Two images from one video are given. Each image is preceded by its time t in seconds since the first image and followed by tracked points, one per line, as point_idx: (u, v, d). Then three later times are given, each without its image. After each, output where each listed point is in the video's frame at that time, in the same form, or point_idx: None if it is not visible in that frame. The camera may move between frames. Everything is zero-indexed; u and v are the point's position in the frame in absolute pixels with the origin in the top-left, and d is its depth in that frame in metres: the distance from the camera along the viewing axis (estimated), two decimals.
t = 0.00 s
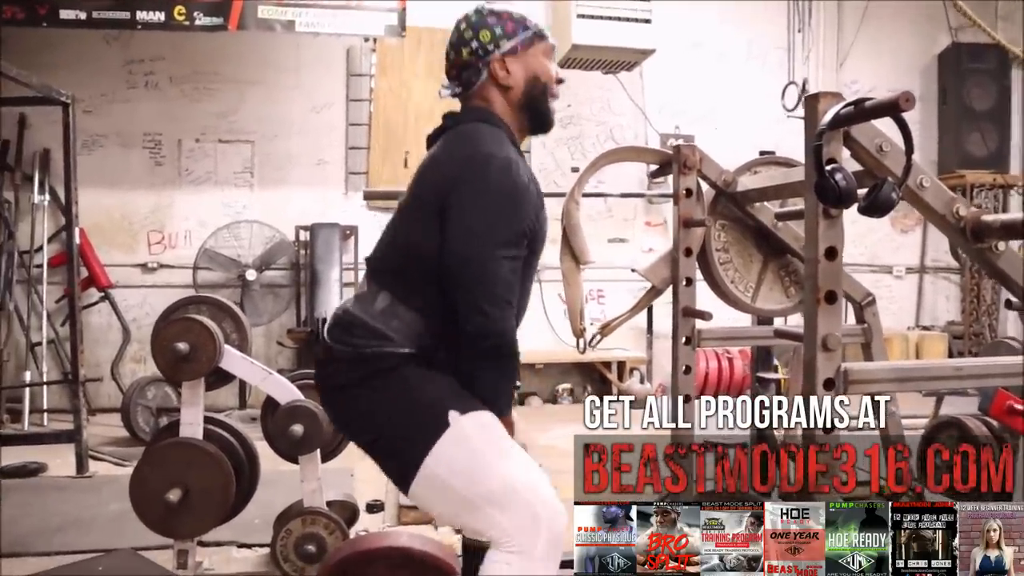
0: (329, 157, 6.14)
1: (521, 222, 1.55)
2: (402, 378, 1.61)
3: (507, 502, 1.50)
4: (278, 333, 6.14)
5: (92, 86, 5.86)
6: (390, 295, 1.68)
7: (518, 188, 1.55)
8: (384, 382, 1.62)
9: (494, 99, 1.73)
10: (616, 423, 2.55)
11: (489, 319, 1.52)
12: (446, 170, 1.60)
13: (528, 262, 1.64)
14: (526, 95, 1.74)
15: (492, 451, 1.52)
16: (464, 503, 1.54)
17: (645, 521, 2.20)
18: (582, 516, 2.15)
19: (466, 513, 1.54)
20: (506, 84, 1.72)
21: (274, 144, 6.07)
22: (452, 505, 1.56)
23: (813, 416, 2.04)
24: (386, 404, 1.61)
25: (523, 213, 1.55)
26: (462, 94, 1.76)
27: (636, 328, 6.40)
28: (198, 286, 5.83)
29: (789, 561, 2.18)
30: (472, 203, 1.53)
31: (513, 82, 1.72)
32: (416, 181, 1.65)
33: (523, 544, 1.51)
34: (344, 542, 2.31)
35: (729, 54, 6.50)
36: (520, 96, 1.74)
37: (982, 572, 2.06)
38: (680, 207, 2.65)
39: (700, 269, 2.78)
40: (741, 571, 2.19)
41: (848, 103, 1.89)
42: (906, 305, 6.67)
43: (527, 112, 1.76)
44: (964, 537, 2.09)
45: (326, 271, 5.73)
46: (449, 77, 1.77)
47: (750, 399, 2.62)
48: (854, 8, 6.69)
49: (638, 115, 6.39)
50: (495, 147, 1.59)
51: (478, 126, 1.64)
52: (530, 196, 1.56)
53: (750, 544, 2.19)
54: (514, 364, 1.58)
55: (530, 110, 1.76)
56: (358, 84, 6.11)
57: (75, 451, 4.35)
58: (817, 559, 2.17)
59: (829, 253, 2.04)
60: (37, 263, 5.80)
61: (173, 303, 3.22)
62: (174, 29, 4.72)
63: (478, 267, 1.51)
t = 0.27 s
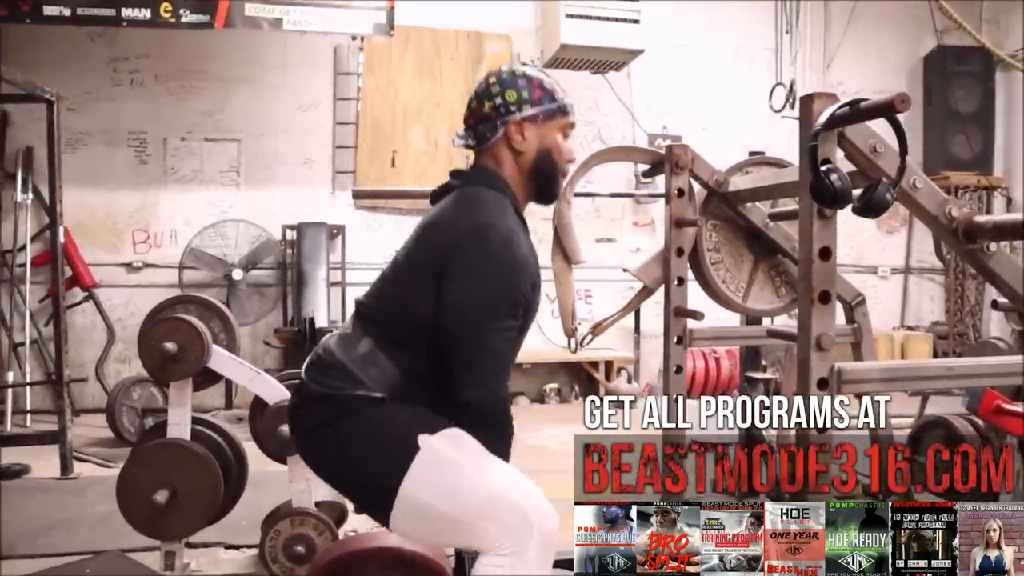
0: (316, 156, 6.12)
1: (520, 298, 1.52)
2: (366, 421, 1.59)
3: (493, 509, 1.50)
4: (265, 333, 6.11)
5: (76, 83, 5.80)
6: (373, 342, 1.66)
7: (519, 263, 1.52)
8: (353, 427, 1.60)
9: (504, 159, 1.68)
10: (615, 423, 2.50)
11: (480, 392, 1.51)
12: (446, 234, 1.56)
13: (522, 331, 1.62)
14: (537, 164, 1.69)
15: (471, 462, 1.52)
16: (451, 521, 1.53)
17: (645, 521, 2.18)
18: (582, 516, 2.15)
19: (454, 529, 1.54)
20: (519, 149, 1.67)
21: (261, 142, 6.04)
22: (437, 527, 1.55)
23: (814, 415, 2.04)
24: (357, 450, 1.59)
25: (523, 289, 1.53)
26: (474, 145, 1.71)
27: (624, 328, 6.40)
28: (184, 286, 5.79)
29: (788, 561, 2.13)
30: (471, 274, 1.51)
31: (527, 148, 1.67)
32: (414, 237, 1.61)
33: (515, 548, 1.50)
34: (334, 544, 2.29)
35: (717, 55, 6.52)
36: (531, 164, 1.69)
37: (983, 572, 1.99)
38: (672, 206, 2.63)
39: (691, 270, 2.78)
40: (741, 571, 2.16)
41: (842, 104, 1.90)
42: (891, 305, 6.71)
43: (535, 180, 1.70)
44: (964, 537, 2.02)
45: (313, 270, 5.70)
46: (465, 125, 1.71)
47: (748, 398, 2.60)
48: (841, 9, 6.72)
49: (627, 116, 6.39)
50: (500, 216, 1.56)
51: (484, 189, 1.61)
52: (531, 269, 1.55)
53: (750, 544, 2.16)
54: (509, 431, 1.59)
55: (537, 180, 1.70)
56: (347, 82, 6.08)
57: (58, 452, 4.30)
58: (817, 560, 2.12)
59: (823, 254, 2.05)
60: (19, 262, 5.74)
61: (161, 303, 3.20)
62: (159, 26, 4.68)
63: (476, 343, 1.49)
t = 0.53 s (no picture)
0: (299, 153, 6.08)
1: (512, 351, 1.57)
2: (348, 455, 1.62)
3: (478, 512, 1.54)
4: (247, 332, 6.07)
5: (56, 79, 5.73)
6: (360, 379, 1.69)
7: (513, 317, 1.57)
8: (337, 460, 1.63)
9: (505, 208, 1.74)
10: (615, 423, 2.54)
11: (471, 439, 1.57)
12: (440, 282, 1.60)
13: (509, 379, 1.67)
14: (537, 218, 1.75)
15: (451, 471, 1.56)
16: (437, 532, 1.56)
17: (645, 521, 2.24)
18: (582, 516, 2.21)
19: (441, 540, 1.56)
20: (522, 201, 1.73)
21: (244, 140, 5.99)
22: (424, 541, 1.58)
23: (813, 415, 2.08)
24: (341, 482, 1.62)
25: (516, 342, 1.58)
26: (479, 190, 1.77)
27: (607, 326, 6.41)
28: (165, 284, 5.75)
29: (789, 561, 2.17)
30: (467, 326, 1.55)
31: (528, 201, 1.74)
32: (408, 282, 1.65)
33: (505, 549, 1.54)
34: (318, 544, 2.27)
35: (701, 54, 6.55)
36: (531, 217, 1.75)
37: (982, 572, 2.02)
38: (659, 205, 2.63)
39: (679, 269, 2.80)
40: (741, 571, 2.20)
41: (832, 103, 1.91)
42: (872, 304, 6.77)
43: (533, 234, 1.77)
44: (964, 537, 2.05)
45: (296, 268, 5.67)
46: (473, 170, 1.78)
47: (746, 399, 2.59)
48: (824, 8, 6.76)
49: (610, 114, 6.42)
50: (496, 269, 1.60)
51: (481, 240, 1.66)
52: (525, 322, 1.60)
53: (750, 544, 2.19)
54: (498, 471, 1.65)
55: (534, 234, 1.76)
56: (330, 80, 6.05)
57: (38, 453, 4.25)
58: (817, 559, 2.16)
59: (813, 252, 2.06)
60: None
61: (144, 301, 3.16)
62: (140, 21, 4.64)
63: (469, 394, 1.55)
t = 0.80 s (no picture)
0: (275, 149, 6.03)
1: (496, 367, 1.57)
2: (327, 468, 1.61)
3: (459, 511, 1.54)
4: (222, 329, 6.01)
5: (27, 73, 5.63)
6: (339, 393, 1.68)
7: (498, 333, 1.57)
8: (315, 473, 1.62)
9: (487, 225, 1.75)
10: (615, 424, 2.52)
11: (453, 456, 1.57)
12: (423, 297, 1.60)
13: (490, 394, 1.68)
14: (518, 234, 1.75)
15: (432, 472, 1.56)
16: (419, 535, 1.55)
17: (644, 521, 2.25)
18: (582, 517, 2.20)
19: (424, 543, 1.56)
20: (504, 217, 1.74)
21: (219, 136, 5.93)
22: (407, 546, 1.57)
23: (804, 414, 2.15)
24: (319, 494, 1.61)
25: (500, 358, 1.58)
26: (461, 205, 1.77)
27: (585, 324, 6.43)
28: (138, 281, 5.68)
29: (788, 561, 2.16)
30: (451, 341, 1.55)
31: (511, 217, 1.74)
32: (391, 296, 1.64)
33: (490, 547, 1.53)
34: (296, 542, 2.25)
35: (677, 52, 6.58)
36: (512, 233, 1.75)
37: (982, 572, 2.02)
38: (639, 202, 2.61)
39: (658, 265, 2.79)
40: (741, 571, 2.19)
41: (813, 100, 1.92)
42: (846, 300, 6.84)
43: (514, 252, 1.77)
44: (964, 537, 2.04)
45: (272, 265, 5.63)
46: (456, 185, 1.78)
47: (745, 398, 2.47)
48: (799, 7, 6.81)
49: (587, 111, 6.45)
50: (481, 284, 1.61)
51: (464, 256, 1.66)
52: (508, 338, 1.60)
53: (750, 544, 2.18)
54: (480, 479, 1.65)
55: (516, 250, 1.77)
56: (306, 76, 6.01)
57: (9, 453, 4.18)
58: (817, 559, 2.15)
59: (793, 248, 2.06)
60: None
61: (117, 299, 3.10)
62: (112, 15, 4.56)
63: (452, 409, 1.54)
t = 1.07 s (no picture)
0: (254, 146, 5.99)
1: (486, 352, 1.57)
2: (316, 447, 1.61)
3: (445, 503, 1.53)
4: (201, 327, 5.96)
5: None
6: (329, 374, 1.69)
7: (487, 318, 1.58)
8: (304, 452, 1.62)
9: (478, 208, 1.75)
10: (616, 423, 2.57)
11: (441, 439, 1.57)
12: (413, 279, 1.60)
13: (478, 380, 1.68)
14: (509, 218, 1.75)
15: (422, 463, 1.56)
16: (405, 522, 1.55)
17: (644, 521, 2.28)
18: (582, 516, 2.27)
19: (408, 532, 1.56)
20: (496, 200, 1.74)
21: (197, 132, 5.88)
22: (392, 532, 1.57)
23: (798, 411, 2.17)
24: (308, 474, 1.61)
25: (489, 344, 1.58)
26: (453, 187, 1.77)
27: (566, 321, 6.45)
28: (116, 279, 5.62)
29: (789, 561, 2.16)
30: (441, 325, 1.55)
31: (503, 201, 1.74)
32: (381, 278, 1.64)
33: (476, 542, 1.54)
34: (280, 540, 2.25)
35: (658, 50, 6.60)
36: (504, 217, 1.75)
37: (982, 572, 2.05)
38: (622, 198, 2.61)
39: (642, 261, 2.79)
40: (741, 571, 2.20)
41: (797, 98, 1.94)
42: (825, 297, 6.91)
43: (505, 234, 1.77)
44: (964, 537, 2.08)
45: (251, 263, 5.60)
46: (449, 168, 1.77)
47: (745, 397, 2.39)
48: (778, 5, 6.86)
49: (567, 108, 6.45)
50: (470, 268, 1.61)
51: (455, 241, 1.66)
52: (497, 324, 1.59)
53: (750, 544, 2.20)
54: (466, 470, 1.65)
55: (506, 234, 1.77)
56: (285, 72, 5.97)
57: None
58: (817, 559, 2.16)
59: (777, 245, 2.04)
60: None
61: (96, 295, 3.05)
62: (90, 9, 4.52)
63: (440, 392, 1.54)
